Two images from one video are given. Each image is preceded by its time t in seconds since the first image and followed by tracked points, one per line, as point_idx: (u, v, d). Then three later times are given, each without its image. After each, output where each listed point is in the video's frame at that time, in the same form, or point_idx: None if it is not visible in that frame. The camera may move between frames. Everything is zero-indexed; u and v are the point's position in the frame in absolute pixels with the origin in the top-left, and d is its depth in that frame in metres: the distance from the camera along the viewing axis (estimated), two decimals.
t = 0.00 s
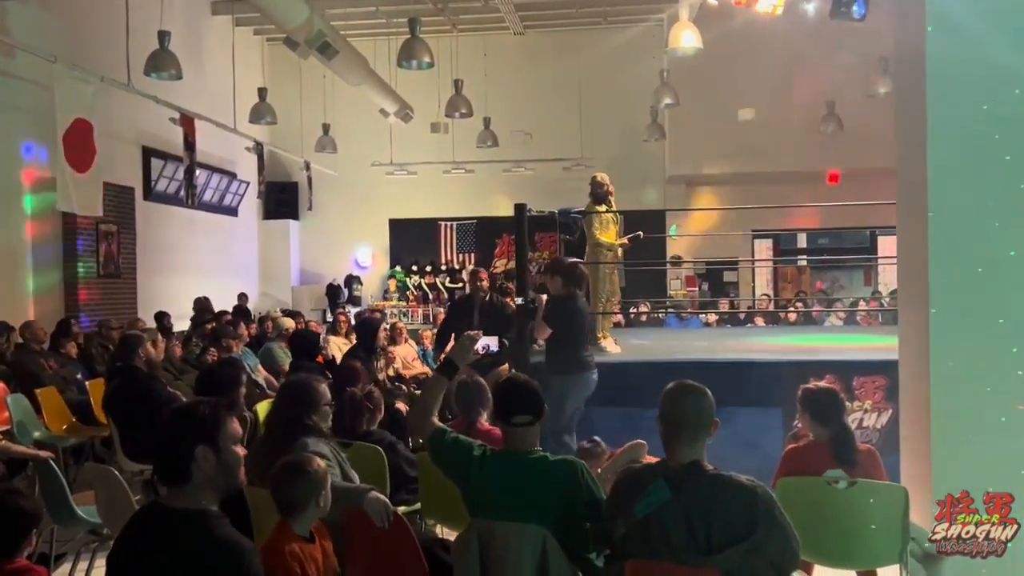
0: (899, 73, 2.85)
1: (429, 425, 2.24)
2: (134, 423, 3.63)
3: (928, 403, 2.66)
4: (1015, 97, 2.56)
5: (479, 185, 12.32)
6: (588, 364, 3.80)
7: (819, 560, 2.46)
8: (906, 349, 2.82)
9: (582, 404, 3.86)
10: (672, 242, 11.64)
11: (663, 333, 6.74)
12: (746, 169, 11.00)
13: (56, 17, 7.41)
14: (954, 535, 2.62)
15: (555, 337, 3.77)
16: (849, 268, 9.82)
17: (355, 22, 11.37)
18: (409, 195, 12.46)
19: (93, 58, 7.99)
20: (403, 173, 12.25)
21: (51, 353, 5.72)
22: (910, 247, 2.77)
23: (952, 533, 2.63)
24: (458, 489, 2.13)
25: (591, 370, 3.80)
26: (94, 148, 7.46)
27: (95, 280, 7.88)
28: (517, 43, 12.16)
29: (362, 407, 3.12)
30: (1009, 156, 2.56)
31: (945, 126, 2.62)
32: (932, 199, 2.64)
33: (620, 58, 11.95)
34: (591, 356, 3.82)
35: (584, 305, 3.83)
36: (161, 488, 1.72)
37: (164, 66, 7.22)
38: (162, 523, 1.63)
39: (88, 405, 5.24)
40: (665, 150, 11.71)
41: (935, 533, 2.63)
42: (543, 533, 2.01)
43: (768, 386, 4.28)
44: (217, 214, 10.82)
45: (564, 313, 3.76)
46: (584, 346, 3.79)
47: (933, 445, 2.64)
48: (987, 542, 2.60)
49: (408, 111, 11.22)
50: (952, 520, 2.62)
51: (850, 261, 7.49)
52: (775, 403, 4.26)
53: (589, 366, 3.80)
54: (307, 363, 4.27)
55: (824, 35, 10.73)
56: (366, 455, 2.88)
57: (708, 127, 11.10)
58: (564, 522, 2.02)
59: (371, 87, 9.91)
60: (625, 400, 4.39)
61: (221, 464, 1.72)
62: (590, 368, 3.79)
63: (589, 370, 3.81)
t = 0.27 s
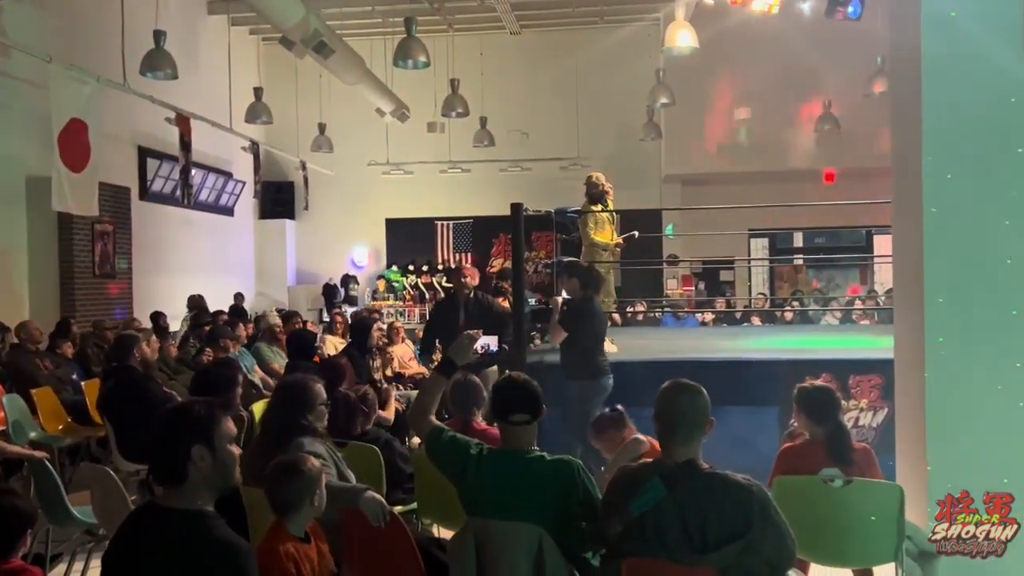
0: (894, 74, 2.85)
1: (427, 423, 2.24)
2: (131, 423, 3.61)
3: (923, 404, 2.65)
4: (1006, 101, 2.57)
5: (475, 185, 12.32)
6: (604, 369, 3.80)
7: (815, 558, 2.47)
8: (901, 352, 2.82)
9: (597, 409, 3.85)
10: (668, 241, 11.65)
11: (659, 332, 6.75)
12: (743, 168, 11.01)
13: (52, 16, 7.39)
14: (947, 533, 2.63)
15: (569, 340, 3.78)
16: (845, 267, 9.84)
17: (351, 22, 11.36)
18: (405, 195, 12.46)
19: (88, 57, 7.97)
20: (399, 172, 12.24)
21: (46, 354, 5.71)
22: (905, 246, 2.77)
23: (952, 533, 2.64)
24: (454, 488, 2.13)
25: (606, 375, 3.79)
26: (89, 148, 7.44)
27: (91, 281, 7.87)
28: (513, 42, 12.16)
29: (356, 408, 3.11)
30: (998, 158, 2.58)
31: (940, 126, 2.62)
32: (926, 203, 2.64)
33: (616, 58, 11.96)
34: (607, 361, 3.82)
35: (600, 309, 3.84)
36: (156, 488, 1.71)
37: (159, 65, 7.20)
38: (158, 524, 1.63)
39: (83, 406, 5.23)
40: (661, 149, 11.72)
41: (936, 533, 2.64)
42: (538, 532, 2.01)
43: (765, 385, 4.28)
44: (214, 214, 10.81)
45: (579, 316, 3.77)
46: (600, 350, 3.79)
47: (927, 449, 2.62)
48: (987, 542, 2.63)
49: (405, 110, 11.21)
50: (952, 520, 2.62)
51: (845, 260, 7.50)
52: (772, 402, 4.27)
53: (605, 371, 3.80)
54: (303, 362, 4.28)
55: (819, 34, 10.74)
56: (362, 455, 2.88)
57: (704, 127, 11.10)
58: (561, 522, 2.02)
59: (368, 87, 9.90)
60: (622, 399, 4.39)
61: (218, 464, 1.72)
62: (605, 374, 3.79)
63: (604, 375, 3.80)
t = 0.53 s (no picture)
0: (886, 75, 2.86)
1: (423, 422, 2.25)
2: (126, 424, 3.60)
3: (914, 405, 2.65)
4: (996, 103, 2.58)
5: (470, 186, 12.32)
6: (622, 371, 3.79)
7: (807, 558, 2.48)
8: (895, 354, 2.82)
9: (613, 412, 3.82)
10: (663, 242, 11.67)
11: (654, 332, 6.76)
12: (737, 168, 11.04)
13: (43, 17, 7.37)
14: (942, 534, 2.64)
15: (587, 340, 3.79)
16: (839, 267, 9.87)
17: (345, 22, 11.36)
18: (400, 196, 12.45)
19: (80, 57, 7.94)
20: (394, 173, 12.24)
21: (40, 356, 5.69)
22: (896, 246, 2.78)
23: (952, 533, 2.64)
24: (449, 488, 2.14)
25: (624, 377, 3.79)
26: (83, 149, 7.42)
27: (84, 282, 7.85)
28: (508, 43, 12.16)
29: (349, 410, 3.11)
30: (987, 161, 2.59)
31: (930, 127, 2.62)
32: (918, 207, 2.63)
33: (610, 59, 11.97)
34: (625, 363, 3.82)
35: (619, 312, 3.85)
36: (150, 489, 1.72)
37: (152, 66, 7.18)
38: (151, 524, 1.64)
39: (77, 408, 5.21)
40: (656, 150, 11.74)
41: (935, 533, 2.64)
42: (533, 533, 2.01)
43: (759, 385, 4.28)
44: (207, 215, 10.79)
45: (598, 318, 3.78)
46: (618, 352, 3.80)
47: (919, 451, 2.62)
48: (986, 542, 2.62)
49: (399, 111, 11.20)
50: (952, 520, 2.63)
51: (840, 260, 7.52)
52: (766, 402, 4.28)
53: (623, 374, 3.79)
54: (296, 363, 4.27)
55: (812, 35, 10.77)
56: (357, 456, 2.88)
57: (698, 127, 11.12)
58: (556, 523, 2.02)
59: (362, 88, 9.90)
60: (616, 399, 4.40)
61: (212, 465, 1.73)
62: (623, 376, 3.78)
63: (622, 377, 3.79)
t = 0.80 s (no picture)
0: (873, 77, 2.87)
1: (414, 424, 2.27)
2: (115, 425, 3.58)
3: (902, 406, 2.65)
4: (982, 106, 2.59)
5: (462, 188, 12.32)
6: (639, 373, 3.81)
7: (796, 557, 2.49)
8: (883, 358, 2.82)
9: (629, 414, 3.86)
10: (654, 243, 11.69)
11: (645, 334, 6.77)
12: (727, 170, 11.08)
13: (33, 19, 7.34)
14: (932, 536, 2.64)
15: (607, 342, 3.79)
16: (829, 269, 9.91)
17: (336, 25, 11.35)
18: (391, 197, 12.44)
19: (70, 59, 7.91)
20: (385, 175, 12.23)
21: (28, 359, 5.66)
22: (884, 248, 2.77)
23: (952, 533, 2.64)
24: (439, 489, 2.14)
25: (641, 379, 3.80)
26: (71, 151, 7.39)
27: (74, 284, 7.81)
28: (499, 45, 12.17)
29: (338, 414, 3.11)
30: (974, 163, 2.59)
31: (917, 128, 2.62)
32: (906, 210, 2.62)
33: (601, 62, 12.00)
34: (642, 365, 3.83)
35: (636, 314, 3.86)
36: (141, 493, 1.71)
37: (142, 68, 7.16)
38: (143, 527, 1.63)
39: (66, 411, 5.19)
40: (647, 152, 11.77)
41: (935, 533, 2.64)
42: (523, 534, 2.02)
43: (749, 387, 4.30)
44: (198, 217, 10.75)
45: (618, 318, 3.78)
46: (635, 355, 3.81)
47: (907, 452, 2.63)
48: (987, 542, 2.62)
49: (390, 113, 11.19)
50: (952, 520, 2.63)
51: (829, 262, 7.56)
52: (755, 404, 4.30)
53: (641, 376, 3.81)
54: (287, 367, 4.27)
55: (802, 38, 10.83)
56: (348, 458, 2.88)
57: (689, 129, 11.16)
58: (545, 524, 2.03)
59: (353, 90, 9.89)
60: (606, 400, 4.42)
61: (204, 469, 1.74)
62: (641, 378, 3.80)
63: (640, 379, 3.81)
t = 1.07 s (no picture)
0: (859, 79, 2.88)
1: (403, 424, 2.27)
2: (101, 424, 3.54)
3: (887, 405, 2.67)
4: (966, 108, 2.60)
5: (451, 189, 12.32)
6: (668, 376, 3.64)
7: (782, 556, 2.51)
8: (870, 359, 2.83)
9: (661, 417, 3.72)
10: (644, 244, 11.72)
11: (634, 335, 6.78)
12: (716, 172, 11.12)
13: (19, 19, 7.30)
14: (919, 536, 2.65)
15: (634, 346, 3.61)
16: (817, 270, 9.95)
17: (325, 26, 11.33)
18: (381, 199, 12.42)
19: (57, 60, 7.87)
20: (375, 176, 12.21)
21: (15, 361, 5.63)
22: (870, 248, 2.79)
23: (952, 533, 2.65)
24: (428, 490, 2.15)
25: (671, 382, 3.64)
26: (58, 152, 7.35)
27: (61, 286, 7.77)
28: (489, 47, 12.18)
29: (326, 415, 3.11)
30: (959, 164, 2.61)
31: (903, 130, 2.63)
32: (891, 211, 2.64)
33: (590, 63, 12.02)
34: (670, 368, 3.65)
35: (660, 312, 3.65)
36: (128, 494, 1.71)
37: (130, 69, 7.13)
38: (130, 529, 1.62)
39: (53, 413, 5.16)
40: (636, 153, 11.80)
41: (936, 533, 2.65)
42: (511, 535, 2.01)
43: (738, 388, 4.32)
44: (187, 218, 10.71)
45: (647, 319, 3.57)
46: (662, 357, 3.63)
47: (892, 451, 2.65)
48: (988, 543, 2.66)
49: (379, 114, 11.18)
50: (952, 520, 2.65)
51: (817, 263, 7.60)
52: (743, 404, 4.31)
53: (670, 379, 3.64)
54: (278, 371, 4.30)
55: (790, 40, 10.89)
56: (336, 459, 2.87)
57: (677, 131, 11.20)
58: (533, 525, 2.02)
59: (342, 91, 9.87)
60: (595, 401, 4.43)
61: (192, 471, 1.74)
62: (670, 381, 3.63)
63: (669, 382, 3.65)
